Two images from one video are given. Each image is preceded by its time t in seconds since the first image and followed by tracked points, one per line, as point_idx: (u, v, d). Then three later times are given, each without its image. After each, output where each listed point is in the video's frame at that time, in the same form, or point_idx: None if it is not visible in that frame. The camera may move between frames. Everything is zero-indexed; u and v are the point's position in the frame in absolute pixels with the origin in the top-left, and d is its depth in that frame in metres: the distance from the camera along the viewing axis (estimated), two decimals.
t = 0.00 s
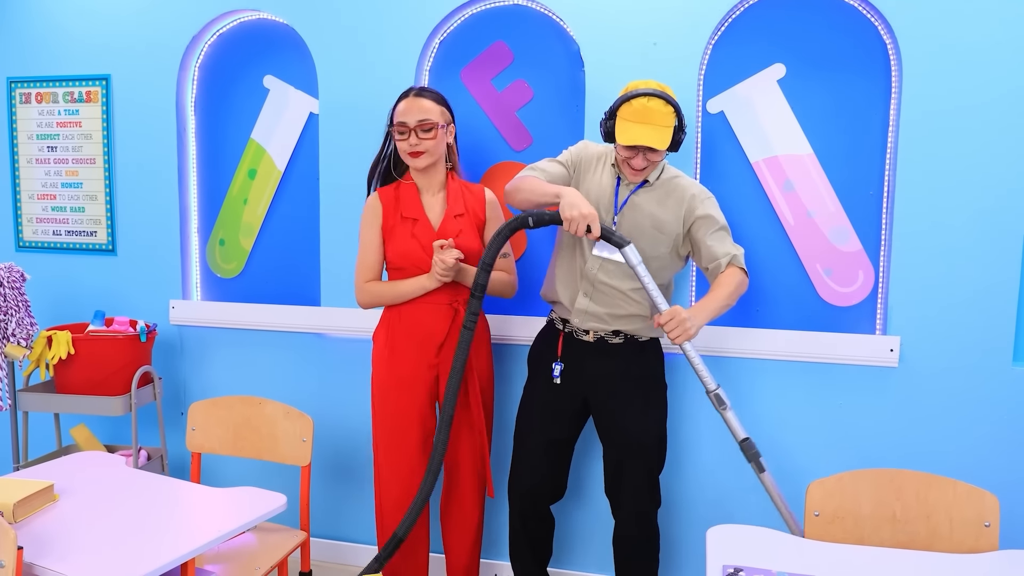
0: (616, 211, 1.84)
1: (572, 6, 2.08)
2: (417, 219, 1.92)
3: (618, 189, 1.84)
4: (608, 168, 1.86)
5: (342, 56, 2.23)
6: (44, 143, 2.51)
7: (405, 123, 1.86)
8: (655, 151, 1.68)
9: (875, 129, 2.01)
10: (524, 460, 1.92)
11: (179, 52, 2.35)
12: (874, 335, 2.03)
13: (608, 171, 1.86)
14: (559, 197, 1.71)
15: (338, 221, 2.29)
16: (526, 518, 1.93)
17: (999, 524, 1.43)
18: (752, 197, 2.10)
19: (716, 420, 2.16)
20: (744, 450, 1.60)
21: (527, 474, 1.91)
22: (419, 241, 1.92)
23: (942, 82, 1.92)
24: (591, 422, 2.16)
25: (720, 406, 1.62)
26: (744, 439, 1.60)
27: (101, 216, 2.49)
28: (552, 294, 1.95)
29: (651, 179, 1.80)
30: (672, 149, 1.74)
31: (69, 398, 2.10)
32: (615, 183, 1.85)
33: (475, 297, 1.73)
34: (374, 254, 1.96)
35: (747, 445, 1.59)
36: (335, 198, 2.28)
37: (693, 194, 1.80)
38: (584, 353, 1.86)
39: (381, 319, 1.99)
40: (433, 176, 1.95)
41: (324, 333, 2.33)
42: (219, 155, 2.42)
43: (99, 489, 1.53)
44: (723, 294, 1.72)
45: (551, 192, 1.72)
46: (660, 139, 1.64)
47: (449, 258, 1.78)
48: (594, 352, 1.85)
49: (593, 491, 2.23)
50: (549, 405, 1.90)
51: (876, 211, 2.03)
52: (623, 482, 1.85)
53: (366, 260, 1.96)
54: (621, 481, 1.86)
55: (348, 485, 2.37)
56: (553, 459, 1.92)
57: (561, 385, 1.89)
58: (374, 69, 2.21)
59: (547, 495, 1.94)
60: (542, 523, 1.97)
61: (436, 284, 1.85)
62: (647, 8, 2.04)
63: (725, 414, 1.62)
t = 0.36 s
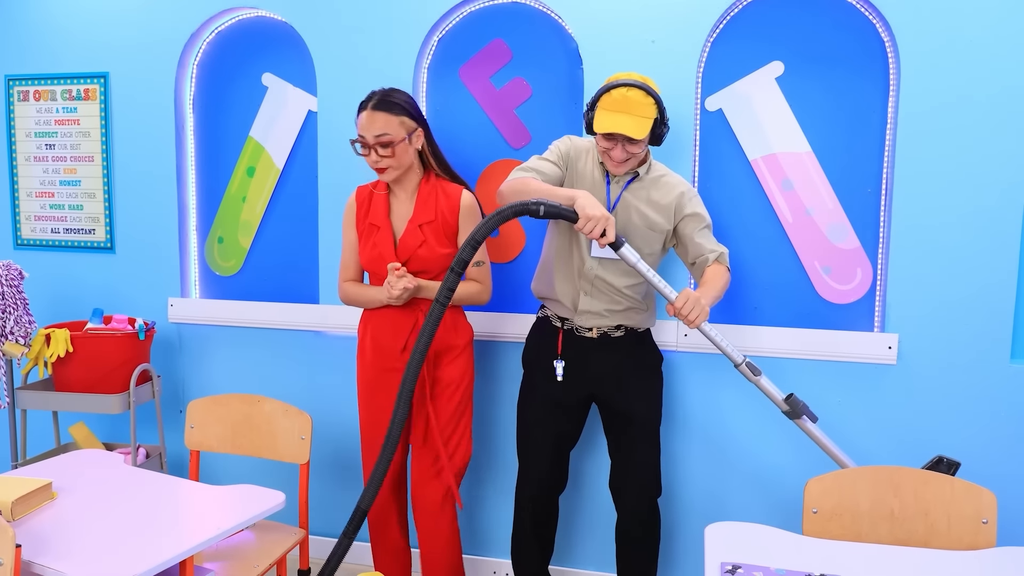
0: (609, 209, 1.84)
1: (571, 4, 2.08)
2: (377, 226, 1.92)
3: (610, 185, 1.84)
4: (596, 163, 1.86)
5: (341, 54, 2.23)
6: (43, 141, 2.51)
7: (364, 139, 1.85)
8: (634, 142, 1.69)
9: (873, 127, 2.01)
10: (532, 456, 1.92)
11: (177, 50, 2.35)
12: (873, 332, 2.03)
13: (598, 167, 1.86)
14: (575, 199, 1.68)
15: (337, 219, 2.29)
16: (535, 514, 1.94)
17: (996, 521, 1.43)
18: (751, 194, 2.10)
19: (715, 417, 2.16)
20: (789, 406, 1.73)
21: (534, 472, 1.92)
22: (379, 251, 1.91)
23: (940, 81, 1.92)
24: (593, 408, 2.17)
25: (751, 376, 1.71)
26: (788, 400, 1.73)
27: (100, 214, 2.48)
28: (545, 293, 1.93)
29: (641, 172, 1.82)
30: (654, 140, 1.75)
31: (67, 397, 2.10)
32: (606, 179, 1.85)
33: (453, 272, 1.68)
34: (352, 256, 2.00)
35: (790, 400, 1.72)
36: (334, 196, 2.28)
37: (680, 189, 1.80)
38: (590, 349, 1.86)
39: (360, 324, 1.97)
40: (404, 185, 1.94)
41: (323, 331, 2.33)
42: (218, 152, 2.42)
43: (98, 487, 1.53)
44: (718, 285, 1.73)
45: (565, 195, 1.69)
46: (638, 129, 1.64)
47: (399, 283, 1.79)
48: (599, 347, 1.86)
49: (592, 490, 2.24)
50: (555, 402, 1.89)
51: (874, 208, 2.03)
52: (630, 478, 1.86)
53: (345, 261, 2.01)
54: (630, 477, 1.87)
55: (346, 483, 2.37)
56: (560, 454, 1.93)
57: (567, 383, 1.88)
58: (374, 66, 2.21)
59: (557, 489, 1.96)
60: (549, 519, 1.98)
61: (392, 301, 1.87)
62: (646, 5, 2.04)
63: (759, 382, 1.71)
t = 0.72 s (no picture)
0: (594, 212, 1.85)
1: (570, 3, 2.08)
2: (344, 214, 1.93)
3: (593, 189, 1.85)
4: (575, 166, 1.88)
5: (340, 54, 2.24)
6: (42, 140, 2.51)
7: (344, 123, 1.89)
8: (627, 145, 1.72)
9: (872, 126, 2.01)
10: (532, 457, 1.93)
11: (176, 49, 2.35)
12: (872, 331, 2.04)
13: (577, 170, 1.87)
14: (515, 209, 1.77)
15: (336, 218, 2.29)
16: (537, 514, 1.94)
17: (996, 520, 1.43)
18: (750, 193, 2.10)
19: (715, 416, 2.16)
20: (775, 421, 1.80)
21: (536, 473, 1.92)
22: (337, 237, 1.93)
23: (940, 79, 1.92)
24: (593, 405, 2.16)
25: (740, 390, 1.76)
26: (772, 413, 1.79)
27: (99, 213, 2.48)
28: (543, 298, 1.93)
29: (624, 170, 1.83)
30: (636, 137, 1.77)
31: (67, 396, 2.10)
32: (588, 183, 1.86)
33: (457, 292, 1.85)
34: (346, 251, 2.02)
35: (777, 415, 1.79)
36: (333, 195, 2.28)
37: (663, 182, 1.83)
38: (589, 347, 1.86)
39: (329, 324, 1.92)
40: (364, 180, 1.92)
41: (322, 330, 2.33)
42: (218, 151, 2.42)
43: (98, 486, 1.53)
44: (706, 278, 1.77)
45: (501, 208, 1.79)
46: (634, 132, 1.66)
47: (299, 237, 1.84)
48: (599, 345, 1.86)
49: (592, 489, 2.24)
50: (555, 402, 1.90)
51: (874, 206, 2.03)
52: (632, 481, 1.87)
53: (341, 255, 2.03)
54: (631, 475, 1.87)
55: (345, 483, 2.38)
56: (562, 455, 1.94)
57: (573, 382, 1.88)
58: (374, 65, 2.21)
59: (560, 490, 1.97)
60: (552, 519, 1.98)
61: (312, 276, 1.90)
62: (645, 3, 2.04)
63: (747, 396, 1.78)
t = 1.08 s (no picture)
0: (576, 221, 1.86)
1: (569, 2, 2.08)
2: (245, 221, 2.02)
3: (574, 198, 1.87)
4: (555, 176, 1.88)
5: (339, 53, 2.24)
6: (42, 140, 2.51)
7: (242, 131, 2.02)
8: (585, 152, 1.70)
9: (871, 125, 2.01)
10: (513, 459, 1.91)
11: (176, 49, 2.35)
12: (872, 330, 2.04)
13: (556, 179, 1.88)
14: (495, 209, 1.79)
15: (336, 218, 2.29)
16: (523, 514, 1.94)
17: (995, 519, 1.43)
18: (749, 192, 2.10)
19: (714, 415, 2.16)
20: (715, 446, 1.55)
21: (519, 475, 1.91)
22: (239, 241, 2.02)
23: (938, 79, 1.92)
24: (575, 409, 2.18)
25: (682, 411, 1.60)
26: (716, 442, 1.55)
27: (99, 213, 2.48)
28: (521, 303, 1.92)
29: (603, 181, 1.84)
30: (611, 152, 1.78)
31: (66, 396, 2.10)
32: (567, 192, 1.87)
33: (449, 307, 1.86)
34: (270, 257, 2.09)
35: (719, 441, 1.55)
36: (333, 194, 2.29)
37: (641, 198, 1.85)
38: (568, 350, 1.87)
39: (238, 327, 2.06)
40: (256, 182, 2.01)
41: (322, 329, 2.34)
42: (217, 151, 2.42)
43: (97, 486, 1.53)
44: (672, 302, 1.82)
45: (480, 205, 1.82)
46: (587, 140, 1.66)
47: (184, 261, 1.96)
48: (578, 347, 1.87)
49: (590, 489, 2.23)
50: (537, 403, 1.90)
51: (873, 205, 2.03)
52: (623, 487, 1.88)
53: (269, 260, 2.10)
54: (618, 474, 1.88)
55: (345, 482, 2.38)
56: (544, 456, 1.94)
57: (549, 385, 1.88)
58: (373, 65, 2.22)
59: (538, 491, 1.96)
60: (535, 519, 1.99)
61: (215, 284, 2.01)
62: (644, 3, 2.04)
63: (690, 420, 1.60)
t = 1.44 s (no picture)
0: (548, 217, 1.87)
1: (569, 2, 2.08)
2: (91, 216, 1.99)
3: (550, 193, 1.86)
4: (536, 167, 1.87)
5: (339, 53, 2.24)
6: (42, 140, 2.51)
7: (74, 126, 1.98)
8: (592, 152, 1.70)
9: (870, 125, 2.02)
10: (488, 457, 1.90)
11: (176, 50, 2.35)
12: (872, 329, 2.04)
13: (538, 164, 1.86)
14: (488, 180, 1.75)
15: (336, 218, 2.30)
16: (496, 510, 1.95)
17: (994, 518, 1.43)
18: (748, 192, 2.11)
19: (715, 414, 2.16)
20: (667, 445, 1.59)
21: (494, 474, 1.90)
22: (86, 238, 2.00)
23: (938, 77, 1.92)
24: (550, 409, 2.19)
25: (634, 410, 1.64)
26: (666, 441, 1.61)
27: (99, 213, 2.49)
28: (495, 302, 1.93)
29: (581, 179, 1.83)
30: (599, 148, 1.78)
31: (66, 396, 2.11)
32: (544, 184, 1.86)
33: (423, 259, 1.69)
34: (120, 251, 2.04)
35: (671, 441, 1.59)
36: (333, 195, 2.29)
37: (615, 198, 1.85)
38: (544, 350, 1.89)
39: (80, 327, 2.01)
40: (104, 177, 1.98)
41: (322, 330, 2.34)
42: (217, 151, 2.42)
43: (97, 487, 1.53)
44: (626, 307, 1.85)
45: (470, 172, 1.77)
46: (605, 139, 1.64)
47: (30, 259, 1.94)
48: (553, 348, 1.89)
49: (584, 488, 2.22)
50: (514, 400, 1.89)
51: (873, 204, 2.03)
52: (609, 490, 1.89)
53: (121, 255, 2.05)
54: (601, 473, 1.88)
55: (346, 482, 2.38)
56: (517, 451, 1.94)
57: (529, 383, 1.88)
58: (373, 65, 2.22)
59: (514, 489, 1.97)
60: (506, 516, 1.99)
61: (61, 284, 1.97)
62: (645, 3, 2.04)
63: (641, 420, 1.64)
